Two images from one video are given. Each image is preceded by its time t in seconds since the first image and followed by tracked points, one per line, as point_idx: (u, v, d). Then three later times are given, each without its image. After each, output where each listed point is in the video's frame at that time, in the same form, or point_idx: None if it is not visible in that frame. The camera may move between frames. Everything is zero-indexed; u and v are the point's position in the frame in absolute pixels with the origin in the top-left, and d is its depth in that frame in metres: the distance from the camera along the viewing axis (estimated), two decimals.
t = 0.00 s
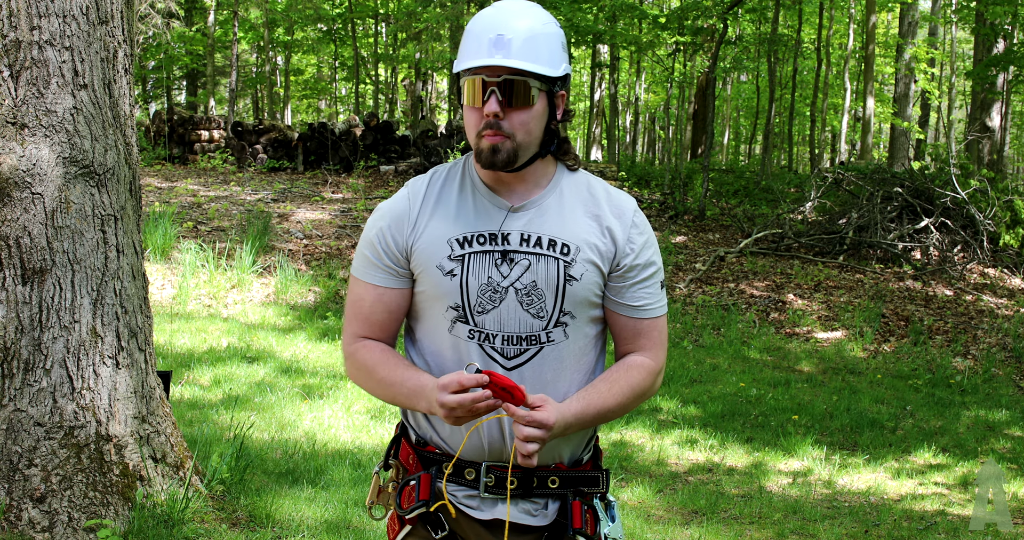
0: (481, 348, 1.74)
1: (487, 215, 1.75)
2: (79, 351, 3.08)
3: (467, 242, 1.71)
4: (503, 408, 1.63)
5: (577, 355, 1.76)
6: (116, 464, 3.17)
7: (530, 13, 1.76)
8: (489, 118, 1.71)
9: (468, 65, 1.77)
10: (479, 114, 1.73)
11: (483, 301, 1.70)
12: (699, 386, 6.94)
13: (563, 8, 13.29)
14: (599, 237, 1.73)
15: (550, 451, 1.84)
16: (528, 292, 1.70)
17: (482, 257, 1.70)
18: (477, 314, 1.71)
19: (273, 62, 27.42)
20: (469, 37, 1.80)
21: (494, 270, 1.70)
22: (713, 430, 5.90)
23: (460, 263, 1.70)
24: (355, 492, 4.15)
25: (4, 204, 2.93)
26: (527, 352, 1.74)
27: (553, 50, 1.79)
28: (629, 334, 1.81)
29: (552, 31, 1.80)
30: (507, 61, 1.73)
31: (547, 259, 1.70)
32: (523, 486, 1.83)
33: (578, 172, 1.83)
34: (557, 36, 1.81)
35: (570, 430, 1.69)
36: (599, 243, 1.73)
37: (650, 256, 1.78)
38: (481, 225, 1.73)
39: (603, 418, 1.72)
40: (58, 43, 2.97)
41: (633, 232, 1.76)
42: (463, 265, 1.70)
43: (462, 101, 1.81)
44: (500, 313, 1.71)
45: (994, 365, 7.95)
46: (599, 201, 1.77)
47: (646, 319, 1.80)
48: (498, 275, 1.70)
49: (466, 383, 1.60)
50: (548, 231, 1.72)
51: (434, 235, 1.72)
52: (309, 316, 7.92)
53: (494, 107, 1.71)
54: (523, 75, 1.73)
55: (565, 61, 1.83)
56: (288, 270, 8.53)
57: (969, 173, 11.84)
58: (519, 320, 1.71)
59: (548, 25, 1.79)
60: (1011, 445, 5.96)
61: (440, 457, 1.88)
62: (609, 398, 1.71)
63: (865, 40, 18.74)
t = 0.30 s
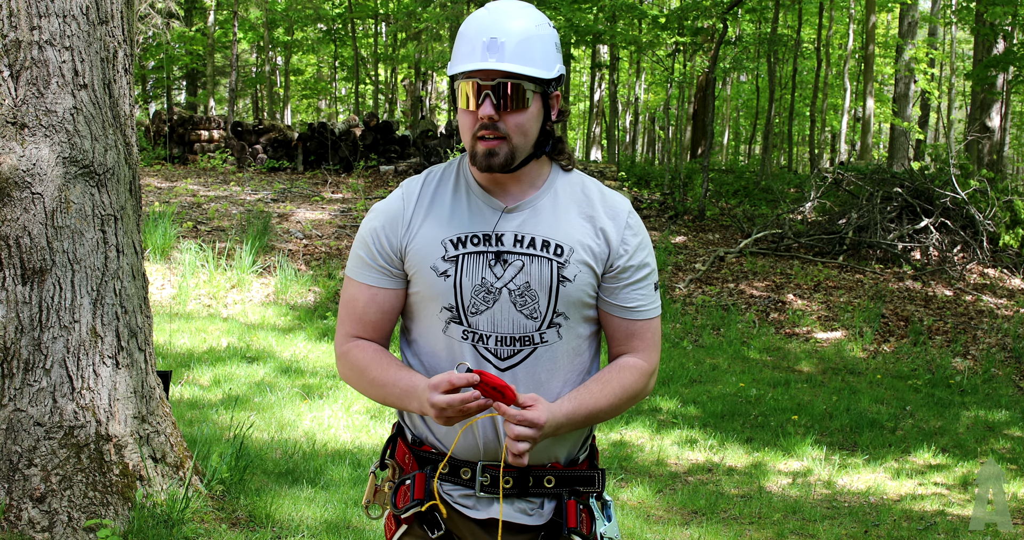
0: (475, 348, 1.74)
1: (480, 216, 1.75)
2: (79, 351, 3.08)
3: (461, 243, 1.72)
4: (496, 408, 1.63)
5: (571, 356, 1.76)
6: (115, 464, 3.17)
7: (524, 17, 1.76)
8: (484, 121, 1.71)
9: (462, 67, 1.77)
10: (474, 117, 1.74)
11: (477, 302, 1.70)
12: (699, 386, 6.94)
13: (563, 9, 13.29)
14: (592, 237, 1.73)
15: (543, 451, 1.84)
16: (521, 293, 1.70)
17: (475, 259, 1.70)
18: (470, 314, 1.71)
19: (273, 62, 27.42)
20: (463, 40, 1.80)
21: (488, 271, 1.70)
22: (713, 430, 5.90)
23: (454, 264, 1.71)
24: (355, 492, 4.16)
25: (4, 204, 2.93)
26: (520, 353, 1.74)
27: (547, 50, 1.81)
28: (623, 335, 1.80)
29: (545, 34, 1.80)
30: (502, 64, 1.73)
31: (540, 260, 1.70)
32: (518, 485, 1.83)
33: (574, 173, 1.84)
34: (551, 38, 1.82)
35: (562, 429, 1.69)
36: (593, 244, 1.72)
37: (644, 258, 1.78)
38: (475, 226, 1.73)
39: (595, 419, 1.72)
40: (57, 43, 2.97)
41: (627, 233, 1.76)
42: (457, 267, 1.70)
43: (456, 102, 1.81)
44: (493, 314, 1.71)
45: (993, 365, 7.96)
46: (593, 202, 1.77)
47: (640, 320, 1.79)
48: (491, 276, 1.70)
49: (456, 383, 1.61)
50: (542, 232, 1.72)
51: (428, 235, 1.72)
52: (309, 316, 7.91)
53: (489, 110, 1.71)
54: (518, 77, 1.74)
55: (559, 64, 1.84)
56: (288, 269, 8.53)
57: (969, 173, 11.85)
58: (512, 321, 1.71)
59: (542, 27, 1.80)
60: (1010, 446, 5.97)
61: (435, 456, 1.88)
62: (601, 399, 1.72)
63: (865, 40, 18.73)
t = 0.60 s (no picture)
0: (474, 350, 1.74)
1: (477, 218, 1.75)
2: (79, 351, 3.08)
3: (458, 245, 1.72)
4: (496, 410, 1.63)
5: (569, 354, 1.76)
6: (115, 464, 3.17)
7: (517, 22, 1.76)
8: (481, 129, 1.70)
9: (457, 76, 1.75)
10: (471, 125, 1.72)
11: (475, 303, 1.71)
12: (698, 386, 6.94)
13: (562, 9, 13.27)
14: (588, 236, 1.73)
15: (544, 449, 1.84)
16: (519, 294, 1.70)
17: (473, 260, 1.71)
18: (469, 315, 1.71)
19: (273, 62, 27.42)
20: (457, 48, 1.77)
21: (485, 272, 1.70)
22: (712, 430, 5.91)
23: (452, 266, 1.71)
24: (355, 492, 4.16)
25: (4, 204, 2.93)
26: (519, 353, 1.74)
27: (540, 53, 1.78)
28: (618, 333, 1.79)
29: (538, 35, 1.79)
30: (498, 73, 1.71)
31: (537, 260, 1.70)
32: (519, 484, 1.83)
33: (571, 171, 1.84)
34: (545, 39, 1.81)
35: (562, 426, 1.68)
36: (589, 243, 1.73)
37: (640, 256, 1.78)
38: (471, 228, 1.74)
39: (596, 416, 1.71)
40: (57, 43, 2.97)
41: (623, 231, 1.76)
42: (455, 270, 1.71)
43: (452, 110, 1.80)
44: (492, 315, 1.71)
45: (993, 365, 7.95)
46: (589, 201, 1.77)
47: (636, 318, 1.79)
48: (489, 277, 1.70)
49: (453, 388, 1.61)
50: (538, 232, 1.72)
51: (426, 238, 1.72)
52: (309, 316, 7.91)
53: (487, 119, 1.70)
54: (512, 83, 1.72)
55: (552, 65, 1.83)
56: (287, 270, 8.53)
57: (968, 173, 11.85)
58: (510, 321, 1.71)
59: (535, 30, 1.79)
60: (1010, 445, 5.97)
61: (436, 456, 1.88)
62: (600, 396, 1.71)
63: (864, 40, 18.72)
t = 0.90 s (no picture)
0: (469, 352, 1.75)
1: (471, 221, 1.76)
2: (79, 350, 3.08)
3: (453, 248, 1.73)
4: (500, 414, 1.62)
5: (564, 353, 1.76)
6: (116, 464, 3.17)
7: (504, 42, 1.75)
8: (482, 158, 1.67)
9: (450, 104, 1.72)
10: (469, 154, 1.69)
11: (471, 305, 1.72)
12: (698, 386, 6.94)
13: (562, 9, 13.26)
14: (581, 236, 1.74)
15: (544, 446, 1.84)
16: (513, 295, 1.71)
17: (466, 263, 1.72)
18: (465, 318, 1.73)
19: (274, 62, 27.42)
20: (446, 77, 1.74)
21: (480, 275, 1.72)
22: (712, 430, 5.91)
23: (447, 269, 1.72)
24: (355, 492, 4.16)
25: (4, 203, 2.94)
26: (516, 354, 1.74)
27: (530, 69, 1.77)
28: (610, 329, 1.77)
29: (525, 49, 1.78)
30: (495, 103, 1.69)
31: (530, 261, 1.71)
32: (520, 481, 1.83)
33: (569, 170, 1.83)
34: (532, 52, 1.80)
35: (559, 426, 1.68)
36: (581, 242, 1.73)
37: (633, 251, 1.76)
38: (466, 231, 1.75)
39: (594, 415, 1.70)
40: (58, 43, 2.97)
41: (615, 227, 1.75)
42: (450, 272, 1.72)
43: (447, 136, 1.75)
44: (488, 317, 1.72)
45: (992, 365, 7.96)
46: (583, 199, 1.77)
47: (629, 313, 1.76)
48: (484, 279, 1.72)
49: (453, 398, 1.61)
50: (530, 233, 1.73)
51: (421, 242, 1.74)
52: (309, 316, 7.91)
53: (487, 148, 1.67)
54: (509, 112, 1.69)
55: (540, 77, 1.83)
56: (287, 270, 8.52)
57: (968, 174, 11.87)
58: (505, 322, 1.72)
59: (521, 45, 1.78)
60: (1010, 445, 5.98)
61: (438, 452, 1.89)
62: (596, 395, 1.69)
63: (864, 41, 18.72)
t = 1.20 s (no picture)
0: (471, 351, 1.85)
1: (471, 224, 1.87)
2: (87, 349, 3.19)
3: (454, 250, 1.84)
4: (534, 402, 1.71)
5: (562, 350, 1.87)
6: (123, 460, 3.29)
7: (504, 47, 1.85)
8: (486, 159, 1.77)
9: (454, 106, 1.81)
10: (473, 156, 1.79)
11: (473, 306, 1.83)
12: (694, 384, 7.05)
13: (562, 12, 13.37)
14: (579, 237, 1.85)
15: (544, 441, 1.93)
16: (513, 296, 1.82)
17: (467, 265, 1.83)
18: (467, 318, 1.83)
19: (276, 64, 27.56)
20: (450, 78, 1.83)
21: (481, 276, 1.82)
22: (709, 427, 6.02)
23: (449, 271, 1.83)
24: (358, 488, 4.28)
25: (14, 205, 3.02)
26: (516, 352, 1.85)
27: (530, 74, 1.87)
28: (608, 327, 1.88)
29: (524, 54, 1.88)
30: (499, 105, 1.78)
31: (529, 261, 1.82)
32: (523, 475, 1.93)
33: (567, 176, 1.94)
34: (530, 57, 1.90)
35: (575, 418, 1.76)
36: (579, 243, 1.84)
37: (628, 251, 1.87)
38: (466, 234, 1.85)
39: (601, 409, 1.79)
40: (66, 47, 3.08)
41: (612, 227, 1.86)
42: (452, 273, 1.83)
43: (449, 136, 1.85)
44: (489, 317, 1.83)
45: (983, 363, 8.07)
46: (579, 202, 1.88)
47: (626, 311, 1.86)
48: (485, 280, 1.83)
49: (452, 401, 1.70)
50: (529, 234, 1.84)
51: (423, 245, 1.85)
52: (312, 315, 8.02)
53: (491, 150, 1.77)
54: (511, 113, 1.79)
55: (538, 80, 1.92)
56: (292, 270, 8.64)
57: (959, 176, 12.01)
58: (506, 322, 1.83)
59: (520, 50, 1.88)
60: (1000, 442, 6.09)
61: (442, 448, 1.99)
62: (604, 390, 1.77)
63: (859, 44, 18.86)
